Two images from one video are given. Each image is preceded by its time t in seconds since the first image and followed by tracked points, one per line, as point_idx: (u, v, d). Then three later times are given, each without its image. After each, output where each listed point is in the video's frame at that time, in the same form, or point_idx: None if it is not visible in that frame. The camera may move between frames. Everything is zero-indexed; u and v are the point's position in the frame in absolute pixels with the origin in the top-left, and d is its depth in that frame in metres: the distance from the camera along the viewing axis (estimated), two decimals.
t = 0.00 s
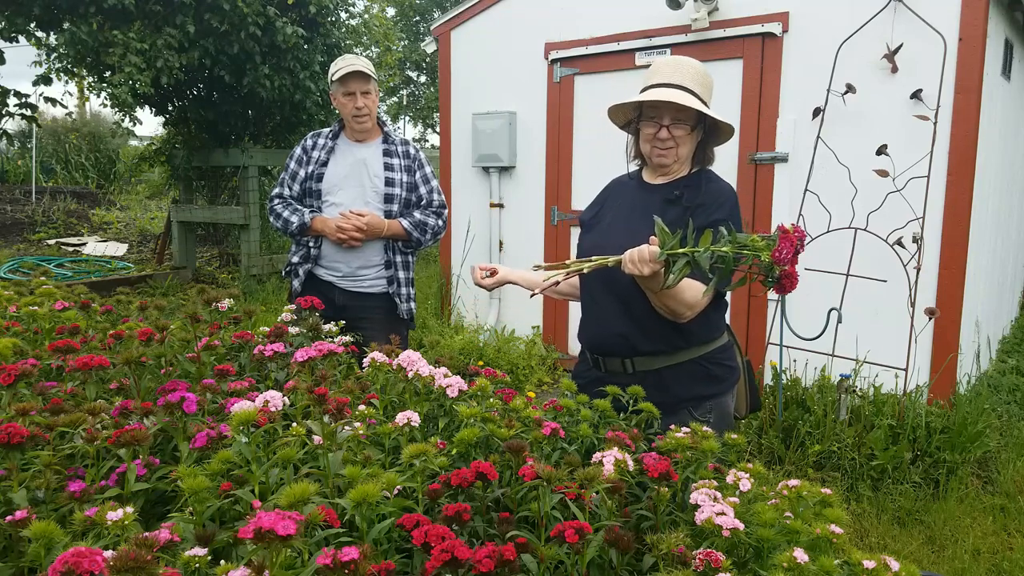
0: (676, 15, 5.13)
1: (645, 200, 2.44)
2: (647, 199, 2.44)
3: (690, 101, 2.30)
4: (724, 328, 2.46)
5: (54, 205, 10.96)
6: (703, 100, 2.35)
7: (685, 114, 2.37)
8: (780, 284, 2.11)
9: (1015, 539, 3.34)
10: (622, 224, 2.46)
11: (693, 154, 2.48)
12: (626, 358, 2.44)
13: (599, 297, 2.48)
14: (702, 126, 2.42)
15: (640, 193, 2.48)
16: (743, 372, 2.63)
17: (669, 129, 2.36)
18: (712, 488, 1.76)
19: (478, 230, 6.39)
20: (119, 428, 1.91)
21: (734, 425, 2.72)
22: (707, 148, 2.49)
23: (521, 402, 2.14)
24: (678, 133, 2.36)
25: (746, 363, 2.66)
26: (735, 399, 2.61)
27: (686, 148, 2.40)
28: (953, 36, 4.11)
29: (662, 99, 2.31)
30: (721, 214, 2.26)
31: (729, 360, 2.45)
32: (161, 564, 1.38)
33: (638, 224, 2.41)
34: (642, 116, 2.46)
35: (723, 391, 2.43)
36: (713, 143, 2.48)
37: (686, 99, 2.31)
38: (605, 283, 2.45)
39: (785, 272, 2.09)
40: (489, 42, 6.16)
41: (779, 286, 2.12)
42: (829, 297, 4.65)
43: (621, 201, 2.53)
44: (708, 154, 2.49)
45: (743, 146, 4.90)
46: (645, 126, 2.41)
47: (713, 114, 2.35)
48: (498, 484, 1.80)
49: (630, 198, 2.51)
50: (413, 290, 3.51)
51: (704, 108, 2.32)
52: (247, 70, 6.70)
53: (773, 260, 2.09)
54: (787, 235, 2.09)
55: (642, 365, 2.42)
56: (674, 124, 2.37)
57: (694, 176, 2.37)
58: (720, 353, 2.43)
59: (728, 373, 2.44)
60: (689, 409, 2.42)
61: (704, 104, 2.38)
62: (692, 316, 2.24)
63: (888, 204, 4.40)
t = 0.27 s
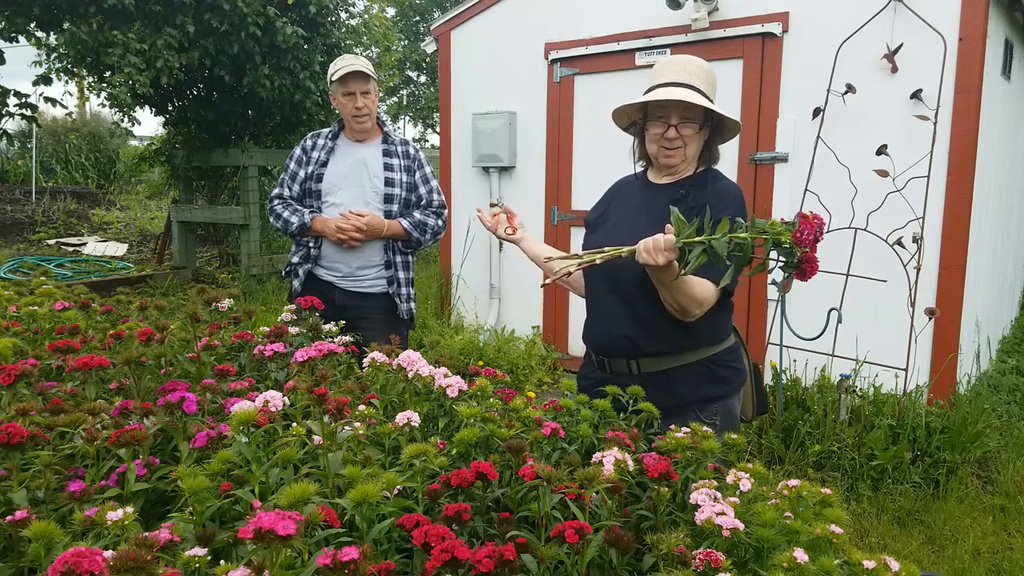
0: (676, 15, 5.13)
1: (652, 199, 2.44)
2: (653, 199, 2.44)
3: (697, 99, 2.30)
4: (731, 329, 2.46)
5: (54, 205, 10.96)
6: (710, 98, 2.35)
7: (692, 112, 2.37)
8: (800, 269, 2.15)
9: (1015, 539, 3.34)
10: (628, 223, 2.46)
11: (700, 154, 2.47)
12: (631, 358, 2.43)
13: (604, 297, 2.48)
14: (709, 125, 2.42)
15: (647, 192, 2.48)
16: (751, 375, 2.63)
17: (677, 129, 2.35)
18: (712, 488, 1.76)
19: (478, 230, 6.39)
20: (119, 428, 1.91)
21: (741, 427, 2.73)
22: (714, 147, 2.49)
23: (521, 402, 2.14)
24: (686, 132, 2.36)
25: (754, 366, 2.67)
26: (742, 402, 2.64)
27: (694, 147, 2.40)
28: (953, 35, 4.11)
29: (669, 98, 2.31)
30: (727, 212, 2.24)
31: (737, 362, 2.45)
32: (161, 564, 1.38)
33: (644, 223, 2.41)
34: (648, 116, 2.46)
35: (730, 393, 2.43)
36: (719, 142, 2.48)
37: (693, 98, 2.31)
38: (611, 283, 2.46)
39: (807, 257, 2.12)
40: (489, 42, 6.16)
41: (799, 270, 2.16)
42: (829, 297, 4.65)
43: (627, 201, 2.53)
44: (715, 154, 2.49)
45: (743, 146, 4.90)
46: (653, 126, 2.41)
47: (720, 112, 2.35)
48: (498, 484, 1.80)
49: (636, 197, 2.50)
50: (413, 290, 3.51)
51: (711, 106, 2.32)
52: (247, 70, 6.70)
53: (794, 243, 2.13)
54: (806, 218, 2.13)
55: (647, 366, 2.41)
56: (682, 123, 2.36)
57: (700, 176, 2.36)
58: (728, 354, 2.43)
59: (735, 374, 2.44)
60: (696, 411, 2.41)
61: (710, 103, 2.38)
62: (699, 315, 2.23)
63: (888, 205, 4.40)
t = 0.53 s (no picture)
0: (676, 15, 5.13)
1: (657, 199, 2.44)
2: (658, 199, 2.44)
3: (702, 99, 2.30)
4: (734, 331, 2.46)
5: (54, 205, 10.96)
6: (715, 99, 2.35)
7: (697, 112, 2.37)
8: (808, 270, 2.17)
9: (1015, 539, 3.34)
10: (632, 224, 2.46)
11: (705, 154, 2.47)
12: (634, 359, 2.43)
13: (607, 298, 2.48)
14: (714, 126, 2.42)
15: (652, 193, 2.48)
16: (754, 378, 2.64)
17: (682, 128, 2.35)
18: (712, 488, 1.76)
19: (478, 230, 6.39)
20: (119, 428, 1.91)
21: (744, 429, 2.74)
22: (720, 149, 2.48)
23: (522, 402, 2.14)
24: (691, 132, 2.36)
25: (758, 368, 2.68)
26: (746, 404, 2.65)
27: (699, 148, 2.40)
28: (953, 35, 4.11)
29: (674, 97, 2.31)
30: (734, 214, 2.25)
31: (740, 365, 2.46)
32: (161, 564, 1.38)
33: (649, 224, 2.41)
34: (654, 116, 2.46)
35: (733, 395, 2.43)
36: (724, 143, 2.48)
37: (698, 97, 2.31)
38: (613, 283, 2.46)
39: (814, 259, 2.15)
40: (489, 42, 6.16)
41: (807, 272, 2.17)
42: (829, 297, 4.65)
43: (632, 201, 2.53)
44: (721, 155, 2.48)
45: (743, 146, 4.90)
46: (658, 126, 2.41)
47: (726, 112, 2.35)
48: (498, 484, 1.80)
49: (641, 198, 2.50)
50: (413, 290, 3.51)
51: (716, 106, 2.32)
52: (247, 70, 6.70)
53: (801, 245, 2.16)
54: (811, 220, 2.16)
55: (650, 367, 2.41)
56: (687, 123, 2.36)
57: (706, 176, 2.37)
58: (731, 356, 2.43)
59: (738, 377, 2.45)
60: (698, 413, 2.41)
61: (716, 103, 2.38)
62: (705, 317, 2.23)
63: (888, 205, 4.40)
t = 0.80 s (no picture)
0: (676, 15, 5.13)
1: (657, 200, 2.44)
2: (658, 199, 2.44)
3: (700, 99, 2.29)
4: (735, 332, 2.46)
5: (54, 205, 10.96)
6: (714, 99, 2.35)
7: (697, 112, 2.37)
8: (796, 242, 2.14)
9: (1015, 539, 3.34)
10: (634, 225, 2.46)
11: (705, 154, 2.46)
12: (633, 360, 2.43)
13: (607, 299, 2.48)
14: (714, 125, 2.41)
15: (653, 193, 2.48)
16: (756, 379, 2.64)
17: (681, 128, 2.35)
18: (712, 488, 1.76)
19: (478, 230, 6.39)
20: (119, 428, 1.91)
21: (745, 430, 2.74)
22: (720, 148, 2.48)
23: (522, 402, 2.14)
24: (690, 132, 2.35)
25: (759, 369, 2.68)
26: (747, 406, 2.65)
27: (698, 148, 2.39)
28: (953, 35, 4.11)
29: (672, 98, 2.31)
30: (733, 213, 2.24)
31: (741, 366, 2.46)
32: (161, 564, 1.38)
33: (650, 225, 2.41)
34: (653, 116, 2.46)
35: (734, 396, 2.43)
36: (724, 143, 2.47)
37: (696, 97, 2.30)
38: (612, 283, 2.47)
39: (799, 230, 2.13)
40: (489, 42, 6.16)
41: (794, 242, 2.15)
42: (829, 297, 4.65)
43: (633, 202, 2.53)
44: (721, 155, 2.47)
45: (743, 146, 4.90)
46: (656, 127, 2.41)
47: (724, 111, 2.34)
48: (498, 484, 1.80)
49: (642, 198, 2.51)
50: (413, 290, 3.51)
51: (715, 106, 2.32)
52: (247, 70, 6.70)
53: (785, 217, 2.12)
54: (790, 193, 2.13)
55: (649, 368, 2.42)
56: (686, 123, 2.36)
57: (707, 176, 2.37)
58: (733, 357, 2.43)
59: (739, 378, 2.45)
60: (699, 413, 2.41)
61: (715, 102, 2.37)
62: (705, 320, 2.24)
63: (888, 205, 4.40)
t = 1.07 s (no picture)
0: (676, 15, 5.13)
1: (655, 200, 2.44)
2: (656, 199, 2.43)
3: (696, 98, 2.30)
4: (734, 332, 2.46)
5: (54, 205, 10.96)
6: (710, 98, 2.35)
7: (691, 112, 2.37)
8: (782, 252, 2.09)
9: (1015, 539, 3.34)
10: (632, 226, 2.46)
11: (702, 154, 2.46)
12: (631, 360, 2.44)
13: (606, 299, 2.49)
14: (710, 124, 2.41)
15: (650, 193, 2.48)
16: (754, 379, 2.64)
17: (676, 128, 2.35)
18: (712, 488, 1.76)
19: (478, 230, 6.39)
20: (119, 428, 1.91)
21: (744, 430, 2.74)
22: (717, 147, 2.47)
23: (522, 402, 2.14)
24: (686, 131, 2.35)
25: (758, 369, 2.67)
26: (746, 406, 2.65)
27: (694, 147, 2.39)
28: (953, 35, 4.11)
29: (667, 97, 2.31)
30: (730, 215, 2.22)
31: (740, 366, 2.45)
32: (161, 564, 1.38)
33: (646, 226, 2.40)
34: (648, 117, 2.46)
35: (731, 396, 2.43)
36: (720, 142, 2.46)
37: (691, 96, 2.30)
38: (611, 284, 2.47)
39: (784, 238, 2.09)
40: (489, 42, 6.16)
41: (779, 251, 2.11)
42: (829, 297, 4.65)
43: (630, 202, 2.53)
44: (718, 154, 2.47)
45: (743, 146, 4.90)
46: (652, 127, 2.41)
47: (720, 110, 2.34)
48: (498, 484, 1.80)
49: (639, 198, 2.50)
50: (413, 290, 3.51)
51: (710, 105, 2.32)
52: (247, 70, 6.70)
53: (768, 228, 2.08)
54: (775, 204, 2.11)
55: (647, 368, 2.42)
56: (681, 123, 2.36)
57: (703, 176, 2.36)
58: (731, 358, 2.43)
59: (737, 378, 2.45)
60: (696, 414, 2.40)
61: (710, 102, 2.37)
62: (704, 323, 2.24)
63: (888, 205, 4.40)
